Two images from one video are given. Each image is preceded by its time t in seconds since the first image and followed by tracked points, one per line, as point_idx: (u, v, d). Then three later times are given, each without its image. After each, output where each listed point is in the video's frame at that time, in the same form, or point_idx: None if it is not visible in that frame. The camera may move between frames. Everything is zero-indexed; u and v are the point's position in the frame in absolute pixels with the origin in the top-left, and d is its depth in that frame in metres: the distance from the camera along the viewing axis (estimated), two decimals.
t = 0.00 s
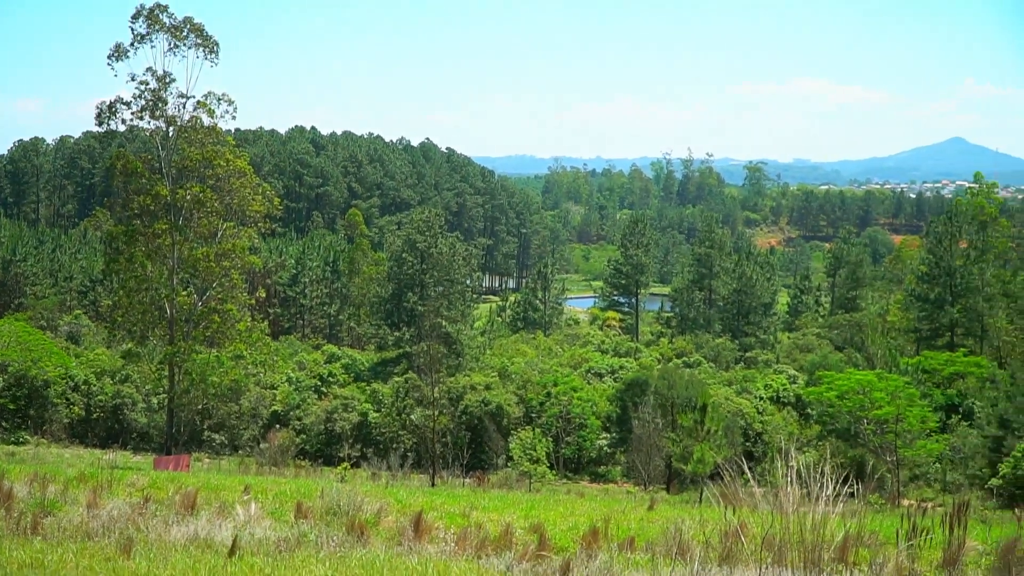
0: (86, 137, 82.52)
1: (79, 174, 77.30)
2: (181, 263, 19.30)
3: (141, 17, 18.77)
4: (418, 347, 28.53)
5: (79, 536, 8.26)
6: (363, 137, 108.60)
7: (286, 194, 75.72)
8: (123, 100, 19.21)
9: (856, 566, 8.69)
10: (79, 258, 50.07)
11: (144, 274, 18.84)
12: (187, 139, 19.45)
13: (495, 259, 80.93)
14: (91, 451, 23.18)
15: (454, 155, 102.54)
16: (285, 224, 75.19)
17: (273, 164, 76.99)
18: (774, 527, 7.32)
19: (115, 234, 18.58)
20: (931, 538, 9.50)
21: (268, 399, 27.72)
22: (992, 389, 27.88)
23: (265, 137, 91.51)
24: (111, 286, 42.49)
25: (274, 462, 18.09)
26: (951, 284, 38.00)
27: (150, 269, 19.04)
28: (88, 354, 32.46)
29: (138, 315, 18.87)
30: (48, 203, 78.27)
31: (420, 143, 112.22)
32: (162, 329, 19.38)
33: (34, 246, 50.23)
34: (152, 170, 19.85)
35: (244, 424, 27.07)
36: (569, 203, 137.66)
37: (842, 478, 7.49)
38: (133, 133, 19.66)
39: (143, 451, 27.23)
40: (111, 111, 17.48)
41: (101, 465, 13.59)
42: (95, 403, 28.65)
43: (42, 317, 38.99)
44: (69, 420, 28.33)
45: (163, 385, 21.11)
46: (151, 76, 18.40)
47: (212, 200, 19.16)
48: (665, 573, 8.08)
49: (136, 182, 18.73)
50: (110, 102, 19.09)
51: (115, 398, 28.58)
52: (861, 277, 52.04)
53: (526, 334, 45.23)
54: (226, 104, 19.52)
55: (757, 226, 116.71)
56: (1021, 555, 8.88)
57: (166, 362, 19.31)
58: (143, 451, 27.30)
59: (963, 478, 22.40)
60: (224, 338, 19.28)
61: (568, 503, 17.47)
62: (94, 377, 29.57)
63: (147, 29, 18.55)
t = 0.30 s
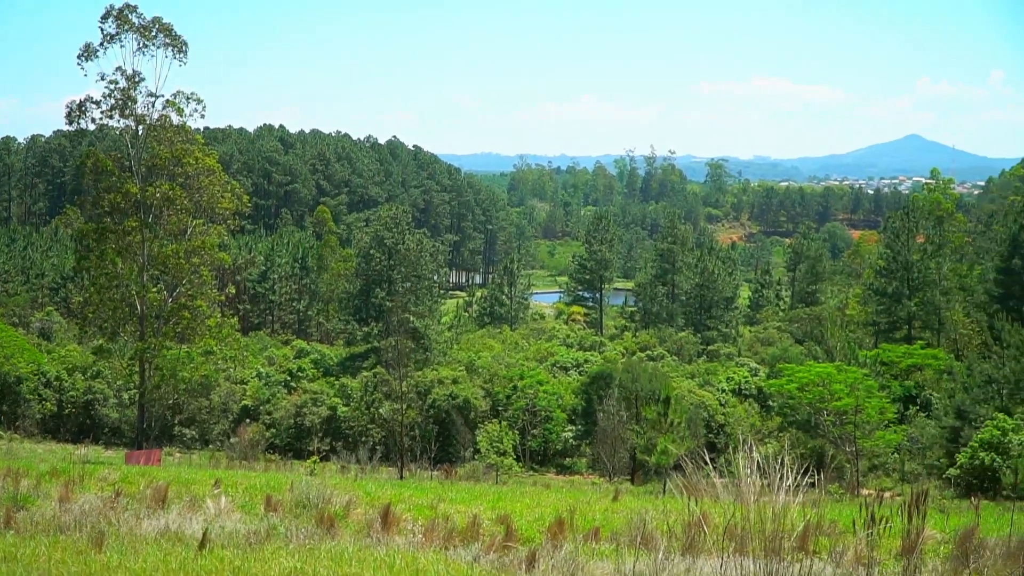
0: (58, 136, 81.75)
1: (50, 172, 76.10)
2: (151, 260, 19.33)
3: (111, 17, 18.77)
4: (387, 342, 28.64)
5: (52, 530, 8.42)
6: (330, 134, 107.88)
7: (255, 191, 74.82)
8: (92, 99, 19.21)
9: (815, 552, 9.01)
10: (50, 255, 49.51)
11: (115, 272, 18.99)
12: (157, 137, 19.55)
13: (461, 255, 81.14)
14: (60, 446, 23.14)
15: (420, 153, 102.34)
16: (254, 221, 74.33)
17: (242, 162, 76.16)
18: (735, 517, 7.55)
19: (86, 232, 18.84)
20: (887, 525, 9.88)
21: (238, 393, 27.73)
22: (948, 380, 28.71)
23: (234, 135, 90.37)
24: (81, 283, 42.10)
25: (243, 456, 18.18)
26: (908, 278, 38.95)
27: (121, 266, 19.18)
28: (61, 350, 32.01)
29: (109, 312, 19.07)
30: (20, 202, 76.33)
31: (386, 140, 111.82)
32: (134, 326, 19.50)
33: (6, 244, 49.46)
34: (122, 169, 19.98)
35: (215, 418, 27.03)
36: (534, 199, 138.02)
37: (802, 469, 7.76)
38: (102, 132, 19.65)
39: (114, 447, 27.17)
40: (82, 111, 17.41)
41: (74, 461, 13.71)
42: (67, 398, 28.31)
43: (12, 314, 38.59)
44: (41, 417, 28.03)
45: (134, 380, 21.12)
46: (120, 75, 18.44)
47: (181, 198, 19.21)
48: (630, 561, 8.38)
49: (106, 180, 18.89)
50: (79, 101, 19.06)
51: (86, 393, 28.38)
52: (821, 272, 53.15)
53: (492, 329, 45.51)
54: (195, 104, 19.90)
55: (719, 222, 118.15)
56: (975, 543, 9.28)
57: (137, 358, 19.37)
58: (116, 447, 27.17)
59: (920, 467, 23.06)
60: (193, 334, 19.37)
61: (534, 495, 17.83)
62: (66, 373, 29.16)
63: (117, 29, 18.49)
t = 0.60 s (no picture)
0: (41, 132, 80.70)
1: (33, 169, 75.32)
2: (135, 257, 19.26)
3: (94, 15, 18.69)
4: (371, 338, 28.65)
5: (36, 528, 8.43)
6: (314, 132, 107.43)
7: (239, 188, 74.40)
8: (75, 96, 19.09)
9: (798, 547, 9.13)
10: (33, 253, 49.13)
11: (99, 269, 18.89)
12: (140, 134, 19.45)
13: (445, 252, 81.11)
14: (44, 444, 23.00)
15: (404, 150, 102.09)
16: (238, 218, 73.90)
17: (226, 159, 75.64)
18: (718, 513, 7.64)
19: (70, 229, 18.71)
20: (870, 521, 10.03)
21: (222, 391, 27.66)
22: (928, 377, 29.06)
23: (218, 132, 89.78)
24: (64, 280, 41.78)
25: (227, 453, 18.15)
26: (889, 275, 39.28)
27: (104, 263, 19.09)
28: (44, 347, 31.80)
29: (93, 309, 18.97)
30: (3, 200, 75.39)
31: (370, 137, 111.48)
32: (117, 323, 19.43)
33: None
34: (106, 166, 19.92)
35: (199, 415, 26.97)
36: (518, 197, 138.09)
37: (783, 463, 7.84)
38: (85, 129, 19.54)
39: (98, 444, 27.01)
40: (66, 108, 17.30)
41: (58, 458, 13.68)
42: (51, 396, 28.12)
43: None
44: (25, 414, 27.82)
45: (118, 377, 21.03)
46: (104, 72, 18.36)
47: (165, 195, 19.14)
48: (613, 557, 8.48)
49: (90, 177, 18.80)
50: (62, 97, 18.94)
51: (70, 390, 28.18)
52: (803, 268, 53.55)
53: (476, 326, 45.56)
54: (179, 100, 19.82)
55: (702, 219, 118.59)
56: (957, 538, 9.42)
57: (121, 355, 19.30)
58: (101, 444, 27.03)
59: (901, 462, 23.32)
60: (178, 331, 19.33)
61: (518, 491, 17.92)
62: (50, 370, 28.95)
63: (100, 26, 18.39)
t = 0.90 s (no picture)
0: (26, 130, 80.11)
1: (19, 167, 74.82)
2: (121, 255, 19.25)
3: (81, 14, 18.63)
4: (358, 336, 28.67)
5: (23, 527, 8.42)
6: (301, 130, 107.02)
7: (225, 187, 74.11)
8: (61, 94, 18.99)
9: (782, 543, 9.24)
10: (19, 251, 48.81)
11: (85, 267, 18.80)
12: (127, 132, 19.39)
13: (432, 249, 81.12)
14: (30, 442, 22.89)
15: (391, 148, 101.88)
16: (225, 217, 73.60)
17: (213, 158, 75.26)
18: (704, 510, 7.71)
19: (56, 228, 18.63)
20: (856, 517, 10.14)
21: (208, 388, 27.64)
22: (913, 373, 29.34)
23: (205, 130, 89.29)
24: (50, 278, 41.56)
25: (215, 451, 18.10)
26: (875, 272, 39.60)
27: (91, 261, 19.00)
28: (31, 345, 31.64)
29: (79, 308, 18.86)
30: None
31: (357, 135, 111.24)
32: (104, 321, 19.39)
33: None
34: (92, 164, 19.82)
35: (186, 413, 26.89)
36: (505, 195, 138.11)
37: (769, 460, 7.90)
38: (71, 127, 19.44)
39: (85, 442, 26.92)
40: (52, 106, 17.21)
41: (45, 456, 13.67)
42: (37, 394, 28.00)
43: None
44: (12, 413, 27.66)
45: (105, 376, 20.97)
46: (90, 71, 18.27)
47: (152, 193, 19.09)
48: (599, 554, 8.58)
49: (76, 176, 18.72)
50: (48, 96, 18.84)
51: (57, 389, 28.04)
52: (788, 266, 53.92)
53: (463, 323, 45.61)
54: (165, 98, 19.75)
55: (688, 217, 119.01)
56: (942, 534, 9.54)
57: (108, 354, 19.26)
58: (87, 443, 26.92)
59: (887, 459, 23.54)
60: (164, 330, 19.30)
61: (505, 488, 18.01)
62: (37, 368, 28.81)
63: (87, 24, 18.30)
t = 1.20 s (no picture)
0: (6, 126, 79.36)
1: None
2: (103, 253, 19.13)
3: (62, 10, 18.48)
4: (342, 333, 28.64)
5: (5, 526, 8.40)
6: (283, 127, 106.45)
7: (207, 184, 73.83)
8: (43, 91, 18.84)
9: (765, 539, 9.33)
10: None
11: (67, 265, 18.66)
12: (109, 130, 19.27)
13: (415, 247, 81.04)
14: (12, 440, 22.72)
15: (375, 146, 101.56)
16: (207, 214, 73.24)
17: (196, 155, 74.78)
18: (688, 506, 7.78)
19: (38, 226, 18.49)
20: (840, 514, 10.25)
21: (191, 387, 27.52)
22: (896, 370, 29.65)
23: (187, 127, 88.65)
24: (31, 276, 41.23)
25: (199, 449, 18.05)
26: (857, 269, 39.97)
27: (73, 259, 18.85)
28: (12, 343, 31.41)
29: (61, 306, 18.71)
30: None
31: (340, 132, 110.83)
32: (86, 319, 19.26)
33: None
34: (74, 162, 19.67)
35: (169, 411, 26.77)
36: (488, 192, 138.08)
37: (751, 458, 7.99)
38: (53, 124, 19.29)
39: (68, 440, 26.76)
40: (34, 104, 17.07)
41: (27, 455, 13.59)
42: (20, 392, 27.80)
43: None
44: None
45: (87, 374, 20.82)
46: (72, 68, 18.14)
47: (134, 191, 18.99)
48: (582, 551, 8.65)
49: (57, 173, 18.56)
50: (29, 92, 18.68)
51: (39, 387, 27.84)
52: (771, 263, 54.28)
53: (447, 321, 45.63)
54: (147, 95, 19.64)
55: (671, 214, 119.52)
56: (925, 530, 9.62)
57: (90, 352, 19.14)
58: (70, 441, 26.75)
59: (869, 455, 23.78)
60: (147, 328, 19.23)
61: (489, 486, 18.08)
62: (19, 367, 28.60)
63: (68, 21, 18.17)
